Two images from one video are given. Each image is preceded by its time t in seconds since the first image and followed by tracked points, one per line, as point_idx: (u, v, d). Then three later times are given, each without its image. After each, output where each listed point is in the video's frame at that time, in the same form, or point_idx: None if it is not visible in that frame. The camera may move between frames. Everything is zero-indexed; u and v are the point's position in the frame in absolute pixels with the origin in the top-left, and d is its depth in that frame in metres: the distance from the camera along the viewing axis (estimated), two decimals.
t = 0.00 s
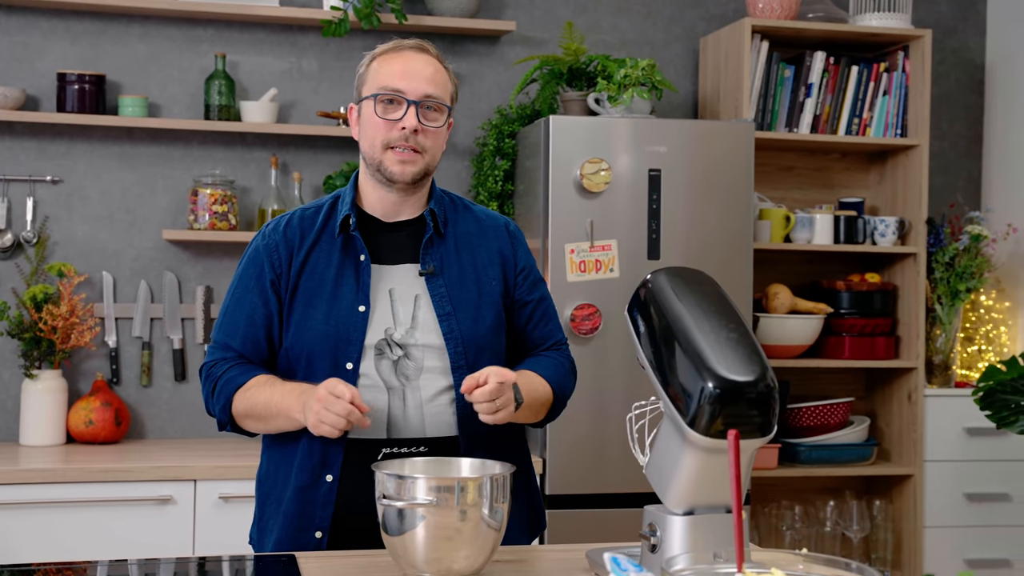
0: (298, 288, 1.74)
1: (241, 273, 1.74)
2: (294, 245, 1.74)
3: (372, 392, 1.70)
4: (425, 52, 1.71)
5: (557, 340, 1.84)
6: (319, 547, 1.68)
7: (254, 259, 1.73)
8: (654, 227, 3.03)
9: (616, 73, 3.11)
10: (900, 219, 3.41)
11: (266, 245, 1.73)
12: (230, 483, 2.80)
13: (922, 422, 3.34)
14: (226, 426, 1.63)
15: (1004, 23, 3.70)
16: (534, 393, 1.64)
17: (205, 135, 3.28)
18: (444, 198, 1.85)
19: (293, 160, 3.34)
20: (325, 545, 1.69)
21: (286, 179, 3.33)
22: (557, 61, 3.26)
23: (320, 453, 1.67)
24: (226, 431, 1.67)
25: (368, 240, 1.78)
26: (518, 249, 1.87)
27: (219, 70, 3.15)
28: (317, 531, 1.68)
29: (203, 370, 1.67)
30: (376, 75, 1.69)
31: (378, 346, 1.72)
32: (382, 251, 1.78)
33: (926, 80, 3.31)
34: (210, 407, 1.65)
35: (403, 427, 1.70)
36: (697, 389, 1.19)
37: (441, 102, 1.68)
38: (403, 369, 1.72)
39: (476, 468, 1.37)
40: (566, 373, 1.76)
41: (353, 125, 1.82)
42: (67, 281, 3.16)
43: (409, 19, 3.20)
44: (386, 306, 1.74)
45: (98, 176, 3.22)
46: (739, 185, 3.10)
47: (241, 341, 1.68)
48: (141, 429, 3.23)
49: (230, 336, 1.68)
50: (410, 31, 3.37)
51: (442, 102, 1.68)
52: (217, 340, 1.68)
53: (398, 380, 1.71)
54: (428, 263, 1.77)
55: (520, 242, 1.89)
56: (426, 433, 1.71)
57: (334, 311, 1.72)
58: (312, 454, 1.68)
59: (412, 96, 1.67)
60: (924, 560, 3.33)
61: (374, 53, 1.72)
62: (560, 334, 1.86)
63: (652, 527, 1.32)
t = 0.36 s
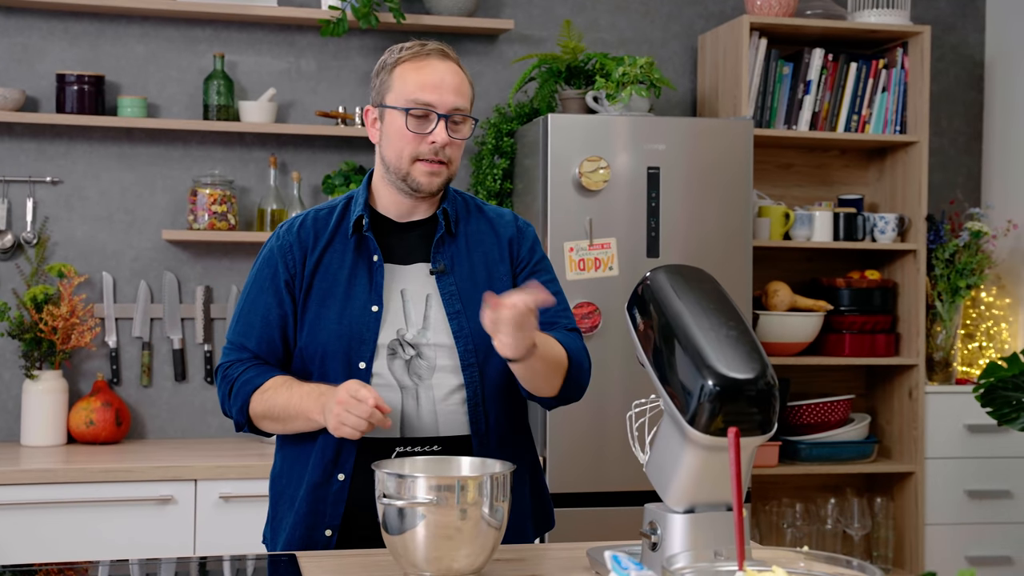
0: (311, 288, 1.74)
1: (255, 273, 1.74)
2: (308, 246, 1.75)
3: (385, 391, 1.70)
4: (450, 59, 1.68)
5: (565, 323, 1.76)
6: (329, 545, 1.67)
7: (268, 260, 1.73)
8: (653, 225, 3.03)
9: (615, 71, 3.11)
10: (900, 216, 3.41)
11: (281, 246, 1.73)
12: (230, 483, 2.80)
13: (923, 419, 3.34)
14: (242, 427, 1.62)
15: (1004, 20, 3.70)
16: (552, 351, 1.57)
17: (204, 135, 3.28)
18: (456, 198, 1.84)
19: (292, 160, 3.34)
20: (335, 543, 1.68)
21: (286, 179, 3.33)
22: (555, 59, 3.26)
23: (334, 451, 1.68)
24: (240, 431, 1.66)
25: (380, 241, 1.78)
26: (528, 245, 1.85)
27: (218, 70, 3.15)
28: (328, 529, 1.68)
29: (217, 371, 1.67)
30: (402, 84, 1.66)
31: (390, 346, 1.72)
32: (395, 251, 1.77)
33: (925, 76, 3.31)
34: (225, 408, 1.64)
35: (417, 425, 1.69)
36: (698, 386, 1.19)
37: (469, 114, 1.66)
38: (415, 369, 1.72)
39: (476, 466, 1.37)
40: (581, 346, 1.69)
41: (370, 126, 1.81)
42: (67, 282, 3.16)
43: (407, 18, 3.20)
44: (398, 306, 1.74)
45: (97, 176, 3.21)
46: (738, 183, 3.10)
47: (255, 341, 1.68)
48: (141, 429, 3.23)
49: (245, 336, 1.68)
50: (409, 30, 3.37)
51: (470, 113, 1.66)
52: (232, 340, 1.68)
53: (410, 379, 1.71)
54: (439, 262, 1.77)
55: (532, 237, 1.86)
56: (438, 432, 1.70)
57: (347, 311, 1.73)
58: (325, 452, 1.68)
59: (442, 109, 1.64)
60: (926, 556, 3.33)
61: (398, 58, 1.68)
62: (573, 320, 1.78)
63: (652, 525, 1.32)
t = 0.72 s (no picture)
0: (320, 289, 1.74)
1: (265, 274, 1.74)
2: (316, 246, 1.75)
3: (391, 390, 1.70)
4: (460, 55, 1.68)
5: (581, 335, 1.81)
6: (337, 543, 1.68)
7: (277, 260, 1.73)
8: (658, 223, 3.03)
9: (619, 69, 3.11)
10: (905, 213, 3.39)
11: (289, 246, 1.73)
12: (235, 482, 2.81)
13: (928, 417, 3.34)
14: (253, 428, 1.64)
15: (1009, 16, 3.69)
16: (543, 391, 1.62)
17: (208, 135, 3.29)
18: (468, 197, 1.84)
19: (296, 159, 3.34)
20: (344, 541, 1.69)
21: (290, 178, 3.34)
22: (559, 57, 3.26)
23: (343, 450, 1.67)
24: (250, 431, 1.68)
25: (388, 240, 1.77)
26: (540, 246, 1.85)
27: (222, 69, 3.15)
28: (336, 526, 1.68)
29: (228, 371, 1.68)
30: (411, 80, 1.66)
31: (396, 344, 1.71)
32: (403, 249, 1.77)
33: (930, 73, 3.30)
34: (236, 408, 1.66)
35: (421, 425, 1.69)
36: (702, 384, 1.19)
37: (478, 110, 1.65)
38: (422, 367, 1.72)
39: (481, 465, 1.37)
40: (588, 368, 1.72)
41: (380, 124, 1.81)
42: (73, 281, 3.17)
43: (411, 17, 3.19)
44: (405, 305, 1.73)
45: (102, 176, 3.22)
46: (742, 180, 3.09)
47: (265, 342, 1.69)
48: (146, 428, 3.23)
49: (254, 337, 1.68)
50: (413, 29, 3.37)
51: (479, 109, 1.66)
52: (242, 341, 1.69)
53: (416, 377, 1.71)
54: (448, 261, 1.76)
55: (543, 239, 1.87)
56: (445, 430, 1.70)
57: (352, 310, 1.72)
58: (333, 450, 1.68)
59: (451, 104, 1.64)
60: (932, 554, 3.33)
61: (408, 56, 1.68)
62: (585, 329, 1.82)
63: (657, 523, 1.31)
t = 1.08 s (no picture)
0: (329, 287, 1.73)
1: (274, 271, 1.73)
2: (326, 244, 1.75)
3: (401, 389, 1.70)
4: (449, 49, 1.71)
5: (587, 341, 1.83)
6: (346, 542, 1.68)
7: (286, 258, 1.73)
8: (659, 223, 3.03)
9: (621, 69, 3.11)
10: (906, 213, 3.39)
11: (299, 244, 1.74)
12: (237, 482, 2.81)
13: (929, 417, 3.33)
14: (261, 425, 1.63)
15: (1010, 16, 3.68)
16: (553, 401, 1.63)
17: (210, 134, 3.29)
18: (477, 199, 1.85)
19: (298, 158, 3.34)
20: (352, 541, 1.69)
21: (291, 177, 3.34)
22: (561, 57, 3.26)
23: (354, 449, 1.67)
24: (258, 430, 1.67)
25: (399, 239, 1.77)
26: (549, 251, 1.86)
27: (224, 69, 3.15)
28: (345, 526, 1.68)
29: (235, 368, 1.67)
30: (398, 72, 1.69)
31: (408, 344, 1.71)
32: (414, 250, 1.77)
33: (932, 74, 3.30)
34: (244, 406, 1.65)
35: (433, 424, 1.69)
36: (703, 384, 1.19)
37: (463, 95, 1.67)
38: (433, 367, 1.72)
39: (482, 465, 1.37)
40: (592, 377, 1.74)
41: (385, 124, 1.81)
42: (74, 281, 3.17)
43: (413, 17, 3.19)
44: (417, 304, 1.73)
45: (103, 175, 3.22)
46: (745, 180, 3.09)
47: (274, 339, 1.68)
48: (147, 428, 3.23)
49: (264, 334, 1.68)
50: (414, 29, 3.37)
51: (465, 95, 1.67)
52: (250, 337, 1.68)
53: (428, 377, 1.71)
54: (460, 262, 1.76)
55: (551, 243, 1.88)
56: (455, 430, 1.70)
57: (364, 309, 1.71)
58: (344, 450, 1.68)
59: (435, 91, 1.66)
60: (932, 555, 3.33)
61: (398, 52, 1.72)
62: (590, 335, 1.84)
63: (659, 524, 1.31)
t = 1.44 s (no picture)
0: (329, 289, 1.73)
1: (274, 273, 1.73)
2: (326, 245, 1.75)
3: (400, 391, 1.70)
4: (451, 51, 1.70)
5: (587, 343, 1.83)
6: (344, 544, 1.68)
7: (287, 259, 1.73)
8: (657, 224, 3.03)
9: (619, 70, 3.11)
10: (904, 214, 3.39)
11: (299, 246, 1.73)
12: (234, 483, 2.81)
13: (927, 417, 3.33)
14: (259, 426, 1.63)
15: (1007, 17, 3.69)
16: (554, 403, 1.63)
17: (207, 135, 3.29)
18: (478, 200, 1.84)
19: (296, 159, 3.34)
20: (350, 542, 1.69)
21: (289, 178, 3.34)
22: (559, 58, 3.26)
23: (352, 450, 1.67)
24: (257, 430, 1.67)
25: (399, 240, 1.77)
26: (549, 252, 1.86)
27: (221, 70, 3.15)
28: (343, 527, 1.68)
29: (236, 369, 1.67)
30: (401, 75, 1.68)
31: (407, 345, 1.71)
32: (414, 251, 1.77)
33: (929, 74, 3.30)
34: (243, 407, 1.65)
35: (431, 426, 1.69)
36: (701, 385, 1.18)
37: (466, 99, 1.66)
38: (432, 368, 1.71)
39: (479, 466, 1.37)
40: (593, 378, 1.74)
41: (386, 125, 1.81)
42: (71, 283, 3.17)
43: (410, 18, 3.19)
44: (416, 305, 1.73)
45: (101, 176, 3.22)
46: (742, 180, 3.09)
47: (274, 340, 1.68)
48: (145, 429, 3.23)
49: (263, 335, 1.68)
50: (412, 30, 3.37)
51: (468, 99, 1.67)
52: (250, 338, 1.68)
53: (427, 378, 1.71)
54: (459, 262, 1.76)
55: (551, 245, 1.87)
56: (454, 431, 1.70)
57: (363, 309, 1.71)
58: (342, 451, 1.68)
59: (438, 94, 1.65)
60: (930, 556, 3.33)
61: (401, 53, 1.71)
62: (590, 337, 1.84)
63: (656, 525, 1.31)
